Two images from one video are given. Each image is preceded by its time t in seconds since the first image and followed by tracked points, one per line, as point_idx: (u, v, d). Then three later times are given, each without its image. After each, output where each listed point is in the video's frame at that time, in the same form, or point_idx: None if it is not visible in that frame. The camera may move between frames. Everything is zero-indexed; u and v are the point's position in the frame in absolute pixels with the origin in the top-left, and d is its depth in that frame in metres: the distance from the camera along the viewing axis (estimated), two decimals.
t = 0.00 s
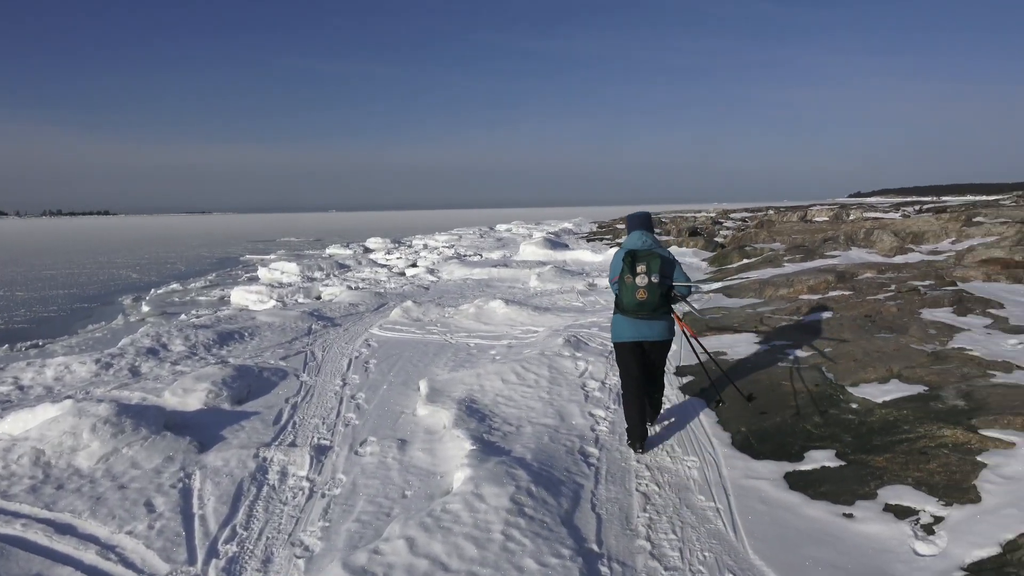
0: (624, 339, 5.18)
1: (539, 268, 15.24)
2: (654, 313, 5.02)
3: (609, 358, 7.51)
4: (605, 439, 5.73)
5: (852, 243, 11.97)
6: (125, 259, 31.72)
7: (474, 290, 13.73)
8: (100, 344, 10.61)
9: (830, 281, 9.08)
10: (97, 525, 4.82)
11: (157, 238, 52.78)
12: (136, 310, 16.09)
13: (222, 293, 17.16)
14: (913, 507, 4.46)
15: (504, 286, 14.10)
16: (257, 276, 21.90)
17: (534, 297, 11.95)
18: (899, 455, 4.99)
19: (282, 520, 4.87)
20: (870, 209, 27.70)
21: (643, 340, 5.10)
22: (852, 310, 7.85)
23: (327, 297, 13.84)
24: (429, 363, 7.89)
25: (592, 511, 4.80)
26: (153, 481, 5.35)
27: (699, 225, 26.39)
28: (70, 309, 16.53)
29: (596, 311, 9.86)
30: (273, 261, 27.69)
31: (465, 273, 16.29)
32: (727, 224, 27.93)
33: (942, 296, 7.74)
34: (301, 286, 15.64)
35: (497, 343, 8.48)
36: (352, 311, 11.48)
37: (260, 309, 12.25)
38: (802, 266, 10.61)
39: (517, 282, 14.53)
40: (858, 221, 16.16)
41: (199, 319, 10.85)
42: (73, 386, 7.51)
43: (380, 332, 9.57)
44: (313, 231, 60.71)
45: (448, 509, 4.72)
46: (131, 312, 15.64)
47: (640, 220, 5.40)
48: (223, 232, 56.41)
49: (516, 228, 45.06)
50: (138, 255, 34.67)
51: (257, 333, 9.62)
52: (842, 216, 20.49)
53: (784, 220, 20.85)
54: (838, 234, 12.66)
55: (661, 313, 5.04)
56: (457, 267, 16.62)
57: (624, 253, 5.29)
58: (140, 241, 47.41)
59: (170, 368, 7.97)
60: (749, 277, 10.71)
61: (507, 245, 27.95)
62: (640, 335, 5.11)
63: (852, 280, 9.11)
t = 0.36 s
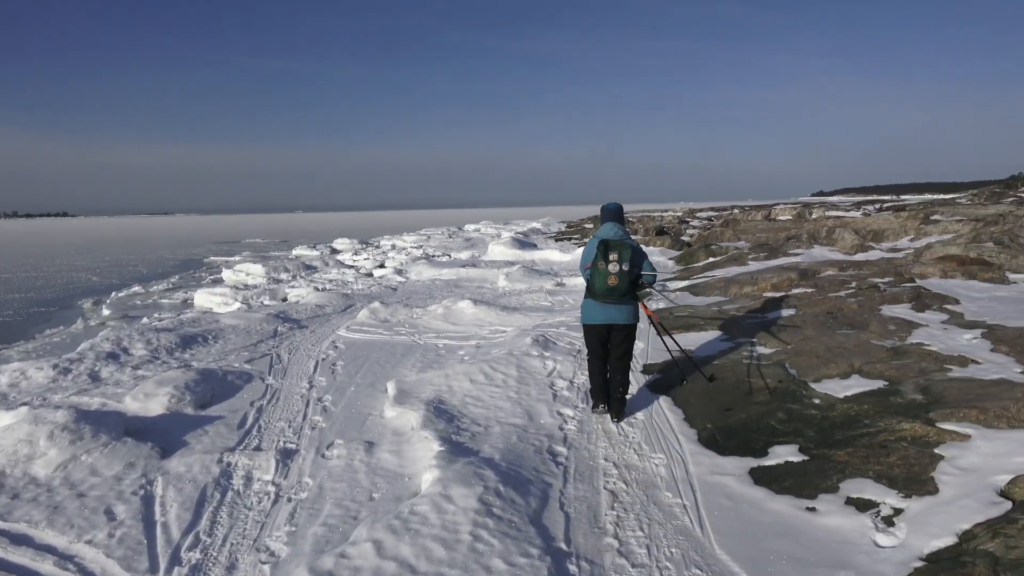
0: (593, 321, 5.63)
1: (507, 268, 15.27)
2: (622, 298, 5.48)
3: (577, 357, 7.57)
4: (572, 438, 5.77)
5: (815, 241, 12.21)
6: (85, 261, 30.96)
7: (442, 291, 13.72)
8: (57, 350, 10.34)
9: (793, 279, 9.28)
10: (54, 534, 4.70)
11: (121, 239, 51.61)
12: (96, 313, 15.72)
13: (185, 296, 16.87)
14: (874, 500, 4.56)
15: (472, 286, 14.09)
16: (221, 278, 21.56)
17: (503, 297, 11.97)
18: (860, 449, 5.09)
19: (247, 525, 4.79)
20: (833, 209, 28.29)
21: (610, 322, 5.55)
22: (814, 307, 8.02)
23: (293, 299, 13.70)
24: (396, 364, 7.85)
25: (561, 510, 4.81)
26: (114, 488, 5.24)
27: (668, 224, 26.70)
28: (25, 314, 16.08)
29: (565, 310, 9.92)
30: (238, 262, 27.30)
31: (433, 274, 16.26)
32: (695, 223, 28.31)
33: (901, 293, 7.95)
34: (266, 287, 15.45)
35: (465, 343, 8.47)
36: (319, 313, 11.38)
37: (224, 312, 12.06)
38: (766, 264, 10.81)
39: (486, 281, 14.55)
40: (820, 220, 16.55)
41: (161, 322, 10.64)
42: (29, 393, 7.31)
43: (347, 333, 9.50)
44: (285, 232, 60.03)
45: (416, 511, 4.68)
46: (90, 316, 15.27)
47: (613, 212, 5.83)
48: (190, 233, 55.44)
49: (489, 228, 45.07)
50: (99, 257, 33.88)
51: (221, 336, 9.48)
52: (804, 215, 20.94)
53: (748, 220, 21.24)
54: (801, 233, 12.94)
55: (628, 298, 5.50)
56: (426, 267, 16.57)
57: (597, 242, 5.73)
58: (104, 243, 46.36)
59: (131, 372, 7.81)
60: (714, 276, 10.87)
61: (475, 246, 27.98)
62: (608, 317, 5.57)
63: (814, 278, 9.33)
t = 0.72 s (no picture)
0: (569, 316, 5.89)
1: (484, 268, 15.28)
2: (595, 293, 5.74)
3: (553, 357, 7.62)
4: (549, 438, 5.80)
5: (788, 240, 12.35)
6: (56, 263, 30.39)
7: (419, 291, 13.70)
8: (25, 354, 10.14)
9: (767, 278, 9.42)
10: (22, 542, 4.61)
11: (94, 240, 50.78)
12: (66, 316, 15.44)
13: (158, 298, 16.65)
14: (845, 496, 4.62)
15: (449, 287, 14.07)
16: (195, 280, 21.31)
17: (480, 297, 11.98)
18: (832, 445, 5.16)
19: (221, 529, 4.74)
20: (807, 209, 28.70)
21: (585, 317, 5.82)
22: (788, 306, 8.14)
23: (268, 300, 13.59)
24: (372, 365, 7.82)
25: (537, 509, 4.82)
26: (84, 493, 5.15)
27: (645, 224, 26.92)
28: None
29: (542, 310, 9.96)
30: (213, 263, 26.98)
31: (410, 274, 16.23)
32: (672, 223, 28.57)
33: (872, 291, 8.10)
34: (241, 289, 15.31)
35: (442, 343, 8.47)
36: (295, 314, 11.30)
37: (197, 313, 11.93)
38: (741, 264, 10.95)
39: (463, 281, 14.56)
40: (793, 220, 16.80)
41: (133, 324, 10.49)
42: None
43: (323, 334, 9.45)
44: (264, 233, 59.48)
45: (392, 512, 4.64)
46: (60, 318, 15.00)
47: (580, 212, 6.03)
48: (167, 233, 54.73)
49: (469, 228, 45.06)
50: (71, 258, 33.30)
51: (195, 338, 9.37)
52: (777, 214, 21.25)
53: (723, 219, 21.52)
54: (775, 232, 13.11)
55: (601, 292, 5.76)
56: (402, 267, 16.51)
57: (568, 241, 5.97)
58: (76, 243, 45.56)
59: (102, 376, 7.69)
60: (690, 275, 10.97)
61: (453, 246, 27.99)
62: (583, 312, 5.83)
63: (787, 277, 9.47)
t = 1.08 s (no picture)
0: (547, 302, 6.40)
1: (460, 268, 15.28)
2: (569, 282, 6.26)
3: (531, 357, 7.66)
4: (527, 437, 5.82)
5: (762, 239, 12.46)
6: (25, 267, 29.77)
7: (396, 292, 13.65)
8: None
9: (741, 276, 9.54)
10: None
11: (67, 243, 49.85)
12: (34, 321, 15.12)
13: (130, 302, 16.39)
14: (819, 490, 4.69)
15: (427, 288, 14.05)
16: (168, 283, 21.01)
17: (458, 297, 11.98)
18: (806, 439, 5.23)
19: (195, 535, 4.68)
20: (781, 207, 29.07)
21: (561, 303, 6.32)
22: (762, 303, 8.25)
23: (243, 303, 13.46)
24: (349, 367, 7.79)
25: (515, 509, 4.82)
26: (55, 502, 5.07)
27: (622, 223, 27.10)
28: None
29: (519, 310, 10.00)
30: (186, 266, 26.61)
31: (387, 275, 16.17)
32: (649, 222, 28.79)
33: (844, 287, 8.23)
34: (215, 292, 15.15)
35: (420, 345, 8.46)
36: (270, 316, 11.22)
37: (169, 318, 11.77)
38: (717, 262, 11.07)
39: (440, 282, 14.54)
40: (768, 218, 17.02)
41: (103, 329, 10.32)
42: None
43: (299, 337, 9.39)
44: (242, 234, 58.83)
45: (370, 514, 4.61)
46: (27, 324, 14.69)
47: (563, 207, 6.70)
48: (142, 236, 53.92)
49: (449, 228, 45.01)
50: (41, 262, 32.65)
51: (168, 342, 9.26)
52: (752, 212, 21.51)
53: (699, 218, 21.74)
54: (750, 230, 13.27)
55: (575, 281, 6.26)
56: (380, 268, 16.45)
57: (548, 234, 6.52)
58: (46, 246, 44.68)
59: (72, 382, 7.58)
60: (667, 273, 11.05)
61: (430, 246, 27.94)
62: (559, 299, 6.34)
63: (762, 275, 9.60)
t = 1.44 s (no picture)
0: (537, 282, 6.88)
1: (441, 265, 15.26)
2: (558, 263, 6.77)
3: (510, 354, 7.68)
4: (507, 433, 5.84)
5: (740, 236, 12.58)
6: None
7: (375, 289, 13.61)
8: None
9: (720, 272, 9.65)
10: None
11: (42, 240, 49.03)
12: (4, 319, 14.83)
13: (105, 299, 16.16)
14: (795, 483, 4.74)
15: (407, 284, 14.02)
16: (144, 281, 20.74)
17: (438, 294, 11.97)
18: (782, 433, 5.30)
19: (172, 534, 4.63)
20: (760, 204, 29.38)
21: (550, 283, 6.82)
22: (740, 299, 8.34)
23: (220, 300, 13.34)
24: (328, 364, 7.77)
25: (495, 504, 4.83)
26: (28, 501, 4.99)
27: (603, 220, 27.23)
28: None
29: (499, 307, 10.03)
30: (163, 263, 26.27)
31: (367, 272, 16.12)
32: (629, 219, 28.96)
33: (820, 284, 8.35)
34: (192, 289, 14.99)
35: (399, 341, 8.45)
36: (248, 314, 11.14)
37: (145, 315, 11.64)
38: (696, 258, 11.17)
39: (420, 279, 14.52)
40: (746, 215, 17.21)
41: (77, 327, 10.18)
42: None
43: (278, 333, 9.34)
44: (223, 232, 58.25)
45: (349, 511, 4.58)
46: None
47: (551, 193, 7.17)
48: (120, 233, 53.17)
49: (432, 225, 44.93)
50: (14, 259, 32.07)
51: (144, 339, 9.16)
52: (731, 209, 21.73)
53: (678, 215, 21.92)
54: (728, 227, 13.41)
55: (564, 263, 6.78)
56: (359, 265, 16.39)
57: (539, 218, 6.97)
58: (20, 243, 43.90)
59: (46, 380, 7.47)
60: (647, 270, 11.13)
61: (410, 243, 27.88)
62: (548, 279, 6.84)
63: (739, 271, 9.71)
